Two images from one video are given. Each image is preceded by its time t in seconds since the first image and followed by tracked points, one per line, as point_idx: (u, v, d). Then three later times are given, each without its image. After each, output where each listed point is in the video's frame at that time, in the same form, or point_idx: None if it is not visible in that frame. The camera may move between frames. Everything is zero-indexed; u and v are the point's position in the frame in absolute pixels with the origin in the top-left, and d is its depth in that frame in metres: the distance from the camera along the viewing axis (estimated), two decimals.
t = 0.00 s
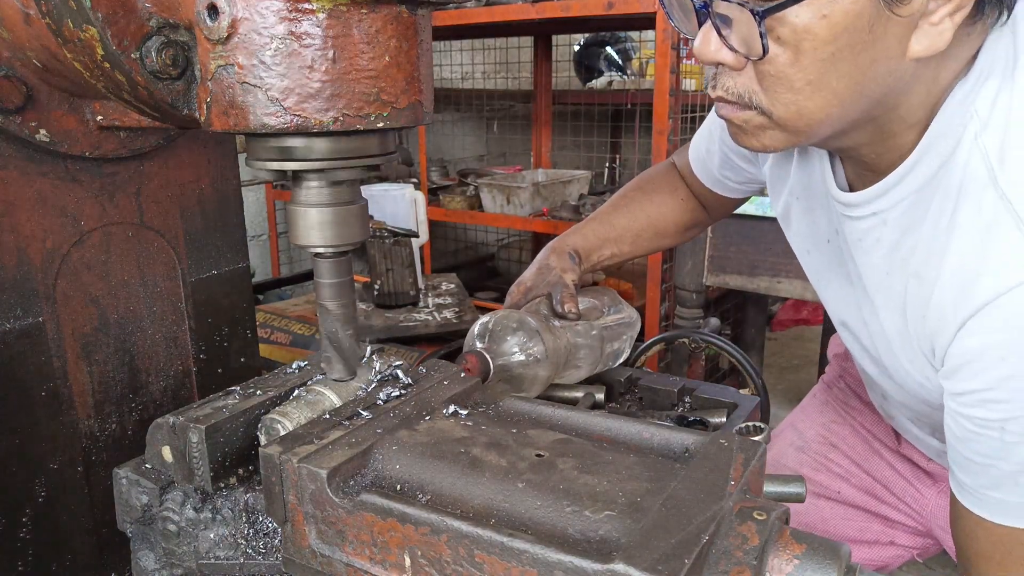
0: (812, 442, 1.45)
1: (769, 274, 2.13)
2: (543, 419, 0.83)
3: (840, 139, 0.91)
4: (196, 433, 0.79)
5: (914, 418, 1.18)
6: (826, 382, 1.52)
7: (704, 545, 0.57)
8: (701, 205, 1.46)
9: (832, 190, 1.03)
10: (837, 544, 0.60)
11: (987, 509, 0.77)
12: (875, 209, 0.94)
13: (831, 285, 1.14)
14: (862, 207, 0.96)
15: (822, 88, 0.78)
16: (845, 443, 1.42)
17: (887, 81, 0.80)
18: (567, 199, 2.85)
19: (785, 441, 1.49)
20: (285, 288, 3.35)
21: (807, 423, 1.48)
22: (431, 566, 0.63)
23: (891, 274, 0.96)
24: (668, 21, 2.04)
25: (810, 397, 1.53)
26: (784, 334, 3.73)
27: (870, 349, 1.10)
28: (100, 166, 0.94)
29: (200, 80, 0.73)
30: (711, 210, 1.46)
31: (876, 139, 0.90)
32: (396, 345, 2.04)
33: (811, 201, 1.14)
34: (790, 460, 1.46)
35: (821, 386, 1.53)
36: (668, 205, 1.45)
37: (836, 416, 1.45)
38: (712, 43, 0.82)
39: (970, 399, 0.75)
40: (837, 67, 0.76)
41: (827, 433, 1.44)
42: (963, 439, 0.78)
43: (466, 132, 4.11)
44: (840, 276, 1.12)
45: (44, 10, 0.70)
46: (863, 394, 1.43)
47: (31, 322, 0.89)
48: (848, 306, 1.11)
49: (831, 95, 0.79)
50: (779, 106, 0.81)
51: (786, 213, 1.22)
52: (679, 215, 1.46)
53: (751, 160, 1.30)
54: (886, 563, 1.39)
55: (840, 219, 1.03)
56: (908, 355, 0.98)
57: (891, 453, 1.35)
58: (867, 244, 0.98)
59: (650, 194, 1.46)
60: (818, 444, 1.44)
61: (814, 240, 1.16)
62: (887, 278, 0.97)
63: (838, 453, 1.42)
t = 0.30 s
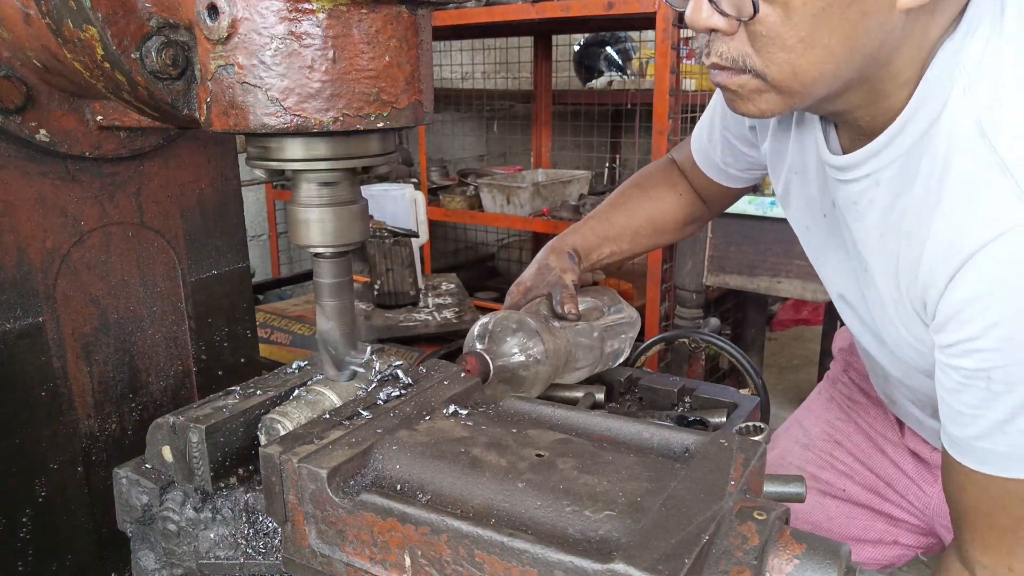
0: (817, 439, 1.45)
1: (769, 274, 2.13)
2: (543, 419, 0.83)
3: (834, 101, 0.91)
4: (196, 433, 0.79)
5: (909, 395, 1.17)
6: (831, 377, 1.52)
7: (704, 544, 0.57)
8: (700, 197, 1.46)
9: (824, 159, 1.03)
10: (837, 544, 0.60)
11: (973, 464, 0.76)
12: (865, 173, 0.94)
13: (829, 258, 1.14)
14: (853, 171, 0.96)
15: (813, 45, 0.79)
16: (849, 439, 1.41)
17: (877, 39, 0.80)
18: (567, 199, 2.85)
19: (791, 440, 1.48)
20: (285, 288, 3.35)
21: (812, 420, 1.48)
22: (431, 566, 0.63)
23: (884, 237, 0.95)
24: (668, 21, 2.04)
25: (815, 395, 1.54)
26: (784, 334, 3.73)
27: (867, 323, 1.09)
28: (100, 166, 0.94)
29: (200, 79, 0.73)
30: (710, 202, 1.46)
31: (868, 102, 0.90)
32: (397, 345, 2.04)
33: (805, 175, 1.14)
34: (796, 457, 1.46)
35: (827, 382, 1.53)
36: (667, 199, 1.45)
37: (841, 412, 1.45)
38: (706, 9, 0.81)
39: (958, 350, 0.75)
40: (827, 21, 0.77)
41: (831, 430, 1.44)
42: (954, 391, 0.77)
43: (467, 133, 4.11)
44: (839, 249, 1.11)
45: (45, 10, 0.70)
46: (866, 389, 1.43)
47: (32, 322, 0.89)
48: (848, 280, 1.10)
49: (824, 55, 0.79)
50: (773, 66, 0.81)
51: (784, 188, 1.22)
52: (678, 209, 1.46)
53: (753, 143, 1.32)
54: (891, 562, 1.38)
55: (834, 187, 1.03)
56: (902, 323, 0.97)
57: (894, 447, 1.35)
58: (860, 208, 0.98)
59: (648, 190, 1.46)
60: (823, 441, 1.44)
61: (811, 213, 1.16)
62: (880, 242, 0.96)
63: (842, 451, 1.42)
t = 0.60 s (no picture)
0: (820, 437, 1.44)
1: (769, 274, 2.13)
2: (544, 419, 0.83)
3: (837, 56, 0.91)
4: (196, 433, 0.79)
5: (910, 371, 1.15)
6: (834, 372, 1.49)
7: (704, 544, 0.57)
8: (701, 186, 1.47)
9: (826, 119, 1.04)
10: (837, 544, 0.60)
11: (972, 404, 0.75)
12: (865, 131, 0.96)
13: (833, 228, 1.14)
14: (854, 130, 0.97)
15: None
16: (851, 437, 1.40)
17: None
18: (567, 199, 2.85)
19: (795, 437, 1.47)
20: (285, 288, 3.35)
21: (816, 417, 1.46)
22: (431, 566, 0.63)
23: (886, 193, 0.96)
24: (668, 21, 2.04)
25: (818, 389, 1.52)
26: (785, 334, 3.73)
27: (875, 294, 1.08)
28: (100, 166, 0.94)
29: (200, 79, 0.73)
30: (712, 191, 1.47)
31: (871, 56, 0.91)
32: (396, 345, 2.04)
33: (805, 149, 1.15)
34: (799, 455, 1.44)
35: (830, 377, 1.50)
36: (669, 189, 1.46)
37: (843, 408, 1.43)
38: None
39: (959, 289, 0.75)
40: None
41: (834, 427, 1.43)
42: (955, 334, 0.76)
43: (467, 132, 4.11)
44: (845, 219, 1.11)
45: (45, 10, 0.70)
46: (867, 383, 1.40)
47: (32, 322, 0.89)
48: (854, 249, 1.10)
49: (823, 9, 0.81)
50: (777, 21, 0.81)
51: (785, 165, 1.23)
52: (681, 198, 1.46)
53: (755, 123, 1.32)
54: (894, 559, 1.40)
55: (835, 147, 1.03)
56: (906, 286, 0.96)
57: (897, 445, 1.33)
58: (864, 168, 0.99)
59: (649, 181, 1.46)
60: (826, 439, 1.43)
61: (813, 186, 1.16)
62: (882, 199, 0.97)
63: (845, 448, 1.40)
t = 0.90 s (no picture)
0: (830, 435, 1.34)
1: (769, 274, 2.13)
2: (544, 419, 0.83)
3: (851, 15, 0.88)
4: (196, 433, 0.79)
5: (909, 351, 1.08)
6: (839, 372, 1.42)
7: (704, 544, 0.57)
8: (709, 158, 1.42)
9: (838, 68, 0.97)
10: (837, 544, 0.60)
11: (980, 346, 0.71)
12: (880, 79, 0.89)
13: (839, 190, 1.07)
14: (866, 78, 0.91)
15: None
16: (861, 435, 1.30)
17: None
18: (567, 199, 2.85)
19: (803, 436, 1.37)
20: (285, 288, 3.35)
21: (823, 415, 1.38)
22: (431, 566, 0.63)
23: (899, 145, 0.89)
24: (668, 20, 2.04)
25: (826, 390, 1.43)
26: (785, 334, 3.73)
27: (885, 259, 1.01)
28: (100, 166, 0.94)
29: (200, 79, 0.73)
30: (721, 163, 1.43)
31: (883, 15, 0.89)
32: (396, 344, 2.04)
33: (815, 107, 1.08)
34: (808, 454, 1.34)
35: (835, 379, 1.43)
36: (675, 165, 1.42)
37: (850, 406, 1.34)
38: None
39: (979, 226, 0.70)
40: None
41: (843, 425, 1.33)
42: (975, 275, 0.71)
43: (467, 132, 4.11)
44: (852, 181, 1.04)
45: (45, 10, 0.71)
46: (872, 379, 1.31)
47: (32, 322, 0.89)
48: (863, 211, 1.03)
49: None
50: None
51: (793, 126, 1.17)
52: (687, 174, 1.42)
53: (762, 93, 1.26)
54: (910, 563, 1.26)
55: (848, 98, 0.97)
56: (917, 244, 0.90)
57: (905, 442, 1.23)
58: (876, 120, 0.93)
59: (654, 160, 1.43)
60: (836, 437, 1.33)
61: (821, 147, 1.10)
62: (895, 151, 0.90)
63: (855, 446, 1.31)
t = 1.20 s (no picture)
0: (839, 437, 1.27)
1: (769, 274, 2.13)
2: (544, 418, 0.83)
3: None
4: (196, 433, 0.79)
5: (915, 330, 0.96)
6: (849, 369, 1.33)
7: (704, 544, 0.57)
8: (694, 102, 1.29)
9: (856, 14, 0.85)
10: (837, 543, 0.60)
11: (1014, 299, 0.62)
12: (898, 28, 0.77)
13: (846, 146, 0.95)
14: (878, 23, 0.78)
15: None
16: (870, 436, 1.22)
17: None
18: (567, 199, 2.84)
19: (814, 437, 1.31)
20: (285, 287, 3.36)
21: (834, 416, 1.30)
22: (431, 566, 0.63)
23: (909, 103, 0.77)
24: (668, 21, 2.04)
25: (837, 389, 1.36)
26: (785, 334, 3.74)
27: (896, 224, 0.90)
28: (100, 166, 0.94)
29: (200, 79, 0.73)
30: (703, 112, 1.30)
31: None
32: (396, 344, 2.03)
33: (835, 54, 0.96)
34: (820, 457, 1.27)
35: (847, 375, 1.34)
36: (659, 97, 1.27)
37: (857, 406, 1.26)
38: None
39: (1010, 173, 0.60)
40: None
41: (852, 426, 1.25)
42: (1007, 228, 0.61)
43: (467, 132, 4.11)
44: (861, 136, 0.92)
45: (45, 10, 0.71)
46: (879, 377, 1.23)
47: (32, 322, 0.89)
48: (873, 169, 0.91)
49: None
50: None
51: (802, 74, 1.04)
52: (669, 109, 1.28)
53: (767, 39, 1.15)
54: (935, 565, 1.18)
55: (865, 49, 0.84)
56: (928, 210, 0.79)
57: (912, 442, 1.15)
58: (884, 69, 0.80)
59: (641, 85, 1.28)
60: (845, 438, 1.26)
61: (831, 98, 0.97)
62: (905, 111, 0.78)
63: (864, 447, 1.23)
